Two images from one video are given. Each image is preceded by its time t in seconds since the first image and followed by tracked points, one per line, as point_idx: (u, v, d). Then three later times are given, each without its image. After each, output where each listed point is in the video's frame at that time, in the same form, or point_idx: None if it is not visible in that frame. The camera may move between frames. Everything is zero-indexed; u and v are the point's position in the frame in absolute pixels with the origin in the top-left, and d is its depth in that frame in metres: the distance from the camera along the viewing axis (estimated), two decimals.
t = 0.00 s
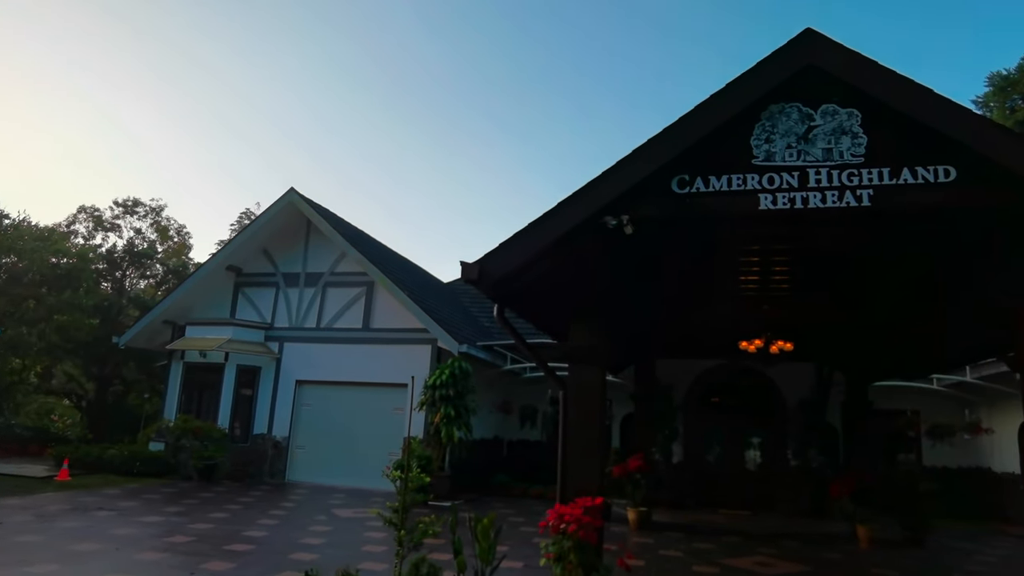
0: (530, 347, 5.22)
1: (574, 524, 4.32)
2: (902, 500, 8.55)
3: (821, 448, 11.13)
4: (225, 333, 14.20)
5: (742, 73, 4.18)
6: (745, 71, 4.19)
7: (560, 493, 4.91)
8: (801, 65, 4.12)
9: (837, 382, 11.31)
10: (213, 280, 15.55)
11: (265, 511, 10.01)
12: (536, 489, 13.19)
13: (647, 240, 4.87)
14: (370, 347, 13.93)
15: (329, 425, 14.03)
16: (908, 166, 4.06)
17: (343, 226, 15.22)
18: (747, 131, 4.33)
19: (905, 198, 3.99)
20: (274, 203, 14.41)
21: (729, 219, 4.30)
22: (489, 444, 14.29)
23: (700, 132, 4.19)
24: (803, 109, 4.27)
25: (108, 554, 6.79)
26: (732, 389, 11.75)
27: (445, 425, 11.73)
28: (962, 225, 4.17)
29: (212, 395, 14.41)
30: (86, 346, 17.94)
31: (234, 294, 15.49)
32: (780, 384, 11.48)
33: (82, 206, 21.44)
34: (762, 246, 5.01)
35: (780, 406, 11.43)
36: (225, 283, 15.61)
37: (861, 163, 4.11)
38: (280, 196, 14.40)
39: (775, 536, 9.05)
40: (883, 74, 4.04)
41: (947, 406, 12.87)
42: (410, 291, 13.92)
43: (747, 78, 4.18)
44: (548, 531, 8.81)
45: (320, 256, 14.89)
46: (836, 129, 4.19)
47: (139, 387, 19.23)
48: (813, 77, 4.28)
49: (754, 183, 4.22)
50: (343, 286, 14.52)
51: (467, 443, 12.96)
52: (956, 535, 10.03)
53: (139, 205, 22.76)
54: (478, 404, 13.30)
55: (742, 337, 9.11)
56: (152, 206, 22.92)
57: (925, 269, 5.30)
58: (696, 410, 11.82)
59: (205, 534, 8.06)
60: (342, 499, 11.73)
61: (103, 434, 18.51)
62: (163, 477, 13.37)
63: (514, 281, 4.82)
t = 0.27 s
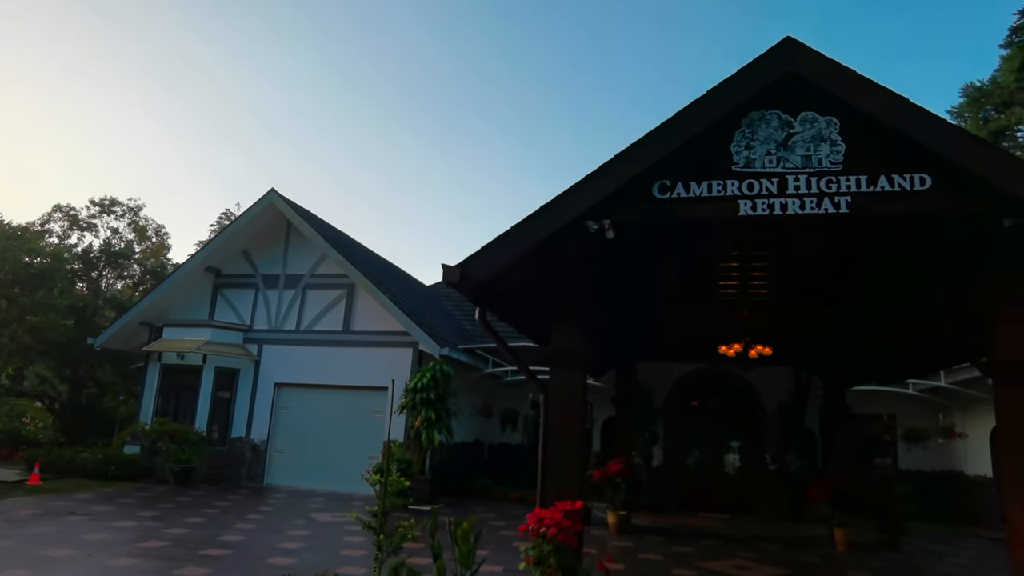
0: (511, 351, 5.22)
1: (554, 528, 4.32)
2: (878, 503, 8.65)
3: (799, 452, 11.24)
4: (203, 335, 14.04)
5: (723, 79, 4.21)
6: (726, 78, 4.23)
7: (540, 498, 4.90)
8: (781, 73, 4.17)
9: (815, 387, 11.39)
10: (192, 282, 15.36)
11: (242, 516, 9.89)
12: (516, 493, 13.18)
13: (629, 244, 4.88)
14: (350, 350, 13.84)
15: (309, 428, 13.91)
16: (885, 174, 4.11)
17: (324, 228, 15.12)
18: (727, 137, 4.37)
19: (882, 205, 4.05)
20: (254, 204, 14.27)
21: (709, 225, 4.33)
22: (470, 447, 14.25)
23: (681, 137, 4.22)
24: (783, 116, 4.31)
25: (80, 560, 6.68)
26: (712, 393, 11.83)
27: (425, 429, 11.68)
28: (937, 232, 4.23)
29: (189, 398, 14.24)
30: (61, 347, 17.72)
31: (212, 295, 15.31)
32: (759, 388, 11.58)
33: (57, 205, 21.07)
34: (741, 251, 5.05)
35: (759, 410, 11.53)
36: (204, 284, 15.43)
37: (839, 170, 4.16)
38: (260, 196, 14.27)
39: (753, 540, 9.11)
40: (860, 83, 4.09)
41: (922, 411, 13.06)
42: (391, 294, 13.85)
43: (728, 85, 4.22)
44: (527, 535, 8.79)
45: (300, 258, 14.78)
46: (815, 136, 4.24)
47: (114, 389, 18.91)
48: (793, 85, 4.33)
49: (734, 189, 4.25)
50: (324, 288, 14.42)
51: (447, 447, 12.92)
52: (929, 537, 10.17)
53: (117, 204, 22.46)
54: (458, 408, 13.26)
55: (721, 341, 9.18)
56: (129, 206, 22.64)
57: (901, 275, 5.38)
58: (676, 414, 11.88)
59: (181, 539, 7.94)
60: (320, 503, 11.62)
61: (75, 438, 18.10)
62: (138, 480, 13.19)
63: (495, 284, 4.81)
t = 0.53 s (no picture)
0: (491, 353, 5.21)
1: (533, 531, 4.31)
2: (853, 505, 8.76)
3: (776, 454, 11.35)
4: (180, 336, 13.87)
5: (703, 85, 4.25)
6: (706, 84, 4.26)
7: (519, 500, 4.90)
8: (760, 80, 4.21)
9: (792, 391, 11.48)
10: (168, 282, 15.16)
11: (218, 520, 9.76)
12: (496, 496, 13.17)
13: (609, 248, 4.90)
14: (329, 352, 13.73)
15: (287, 431, 13.78)
16: (861, 180, 4.17)
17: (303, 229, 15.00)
18: (707, 142, 4.41)
19: (858, 211, 4.10)
20: (232, 204, 14.12)
21: (688, 229, 4.36)
22: (449, 450, 14.22)
23: (661, 142, 4.24)
24: (761, 123, 4.36)
25: (50, 565, 6.54)
26: (691, 396, 11.89)
27: (405, 432, 11.62)
28: (911, 238, 4.30)
29: (165, 400, 14.04)
30: (33, 348, 17.56)
31: (189, 296, 15.12)
32: (737, 391, 11.67)
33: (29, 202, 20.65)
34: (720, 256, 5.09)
35: (737, 413, 11.63)
36: (181, 285, 15.23)
37: (817, 176, 4.22)
38: (239, 196, 14.11)
39: (730, 542, 9.18)
40: (837, 91, 4.15)
41: (896, 414, 13.20)
42: (371, 296, 13.78)
43: (708, 91, 4.25)
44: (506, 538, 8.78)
45: (279, 259, 14.64)
46: (793, 142, 4.29)
47: (87, 392, 18.33)
48: (771, 92, 4.38)
49: (713, 194, 4.29)
50: (303, 289, 14.30)
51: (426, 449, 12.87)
52: (903, 539, 10.32)
53: (91, 203, 22.09)
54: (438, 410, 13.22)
55: (700, 345, 9.25)
56: (104, 204, 22.28)
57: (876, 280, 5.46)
58: (655, 417, 11.94)
59: (154, 544, 7.81)
60: (298, 507, 11.50)
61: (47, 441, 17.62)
62: (112, 484, 13.05)
63: (475, 287, 4.81)
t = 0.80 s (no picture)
0: (469, 355, 5.20)
1: (509, 534, 4.31)
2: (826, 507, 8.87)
3: (751, 456, 11.46)
4: (153, 337, 13.65)
5: (681, 90, 4.28)
6: (684, 89, 4.30)
7: (496, 503, 4.89)
8: (737, 86, 4.25)
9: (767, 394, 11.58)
10: (142, 282, 14.91)
11: (190, 524, 9.61)
12: (473, 499, 13.16)
13: (587, 251, 4.91)
14: (306, 354, 13.59)
15: (262, 433, 13.62)
16: (836, 187, 4.22)
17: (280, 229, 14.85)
18: (685, 147, 4.44)
19: (832, 217, 4.16)
20: (208, 203, 13.93)
21: (665, 233, 4.39)
22: (426, 453, 14.15)
23: (639, 146, 4.26)
24: (738, 128, 4.40)
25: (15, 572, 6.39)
26: (668, 398, 11.97)
27: (381, 435, 11.55)
28: (883, 243, 4.37)
29: (137, 402, 13.80)
30: None
31: (163, 296, 14.89)
32: (712, 394, 11.78)
33: None
34: (696, 260, 5.14)
35: (713, 416, 11.73)
36: (154, 285, 15.00)
37: (792, 182, 4.27)
38: (215, 196, 13.93)
39: (706, 543, 9.24)
40: (812, 98, 4.21)
41: (869, 417, 13.38)
42: (349, 297, 13.68)
43: (686, 96, 4.29)
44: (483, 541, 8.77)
45: (255, 260, 14.48)
46: (769, 148, 4.34)
47: (55, 394, 17.92)
48: (749, 98, 4.43)
49: (691, 199, 4.32)
50: (279, 290, 14.15)
51: (402, 452, 12.81)
52: (874, 540, 10.48)
53: (62, 200, 21.66)
54: (415, 413, 13.15)
55: (677, 348, 9.31)
56: (76, 202, 21.87)
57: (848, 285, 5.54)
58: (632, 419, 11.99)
59: (124, 549, 7.67)
60: (273, 510, 11.37)
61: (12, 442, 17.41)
62: (80, 488, 12.73)
63: (454, 289, 4.79)
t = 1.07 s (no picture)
0: (446, 357, 5.17)
1: (486, 536, 4.28)
2: (798, 508, 8.98)
3: (726, 458, 11.55)
4: (125, 337, 13.42)
5: (659, 95, 4.31)
6: (662, 94, 4.32)
7: (472, 506, 4.88)
8: (714, 91, 4.29)
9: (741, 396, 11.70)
10: (113, 281, 14.65)
11: (161, 528, 9.45)
12: (450, 502, 13.14)
13: (565, 253, 4.92)
14: (281, 355, 13.45)
15: (235, 436, 13.44)
16: (809, 192, 4.28)
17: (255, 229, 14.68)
18: (662, 152, 4.47)
19: (806, 222, 4.22)
20: (182, 202, 13.72)
21: (642, 236, 4.41)
22: (402, 455, 14.07)
23: (617, 150, 4.28)
24: (715, 133, 4.44)
25: None
26: (644, 400, 12.04)
27: (357, 437, 11.47)
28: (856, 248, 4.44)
29: (107, 403, 13.54)
30: None
31: (135, 296, 14.63)
32: (688, 396, 11.88)
33: None
34: (673, 263, 5.18)
35: (688, 418, 11.83)
36: (126, 284, 14.74)
37: (767, 187, 4.31)
38: (189, 195, 13.73)
39: (681, 545, 9.31)
40: (786, 104, 4.26)
41: (841, 419, 13.59)
42: (325, 299, 13.56)
43: (664, 101, 4.31)
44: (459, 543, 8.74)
45: (230, 260, 14.29)
46: (745, 153, 4.38)
47: (21, 395, 17.52)
48: (725, 104, 4.48)
49: (667, 203, 4.35)
50: (254, 291, 13.98)
51: (378, 455, 12.71)
52: (845, 540, 10.64)
53: (30, 197, 21.24)
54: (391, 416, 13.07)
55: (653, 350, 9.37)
56: (45, 200, 21.47)
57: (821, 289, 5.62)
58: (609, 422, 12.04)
59: (91, 554, 7.51)
60: (246, 513, 11.22)
61: None
62: (47, 492, 12.46)
63: (431, 291, 4.77)
